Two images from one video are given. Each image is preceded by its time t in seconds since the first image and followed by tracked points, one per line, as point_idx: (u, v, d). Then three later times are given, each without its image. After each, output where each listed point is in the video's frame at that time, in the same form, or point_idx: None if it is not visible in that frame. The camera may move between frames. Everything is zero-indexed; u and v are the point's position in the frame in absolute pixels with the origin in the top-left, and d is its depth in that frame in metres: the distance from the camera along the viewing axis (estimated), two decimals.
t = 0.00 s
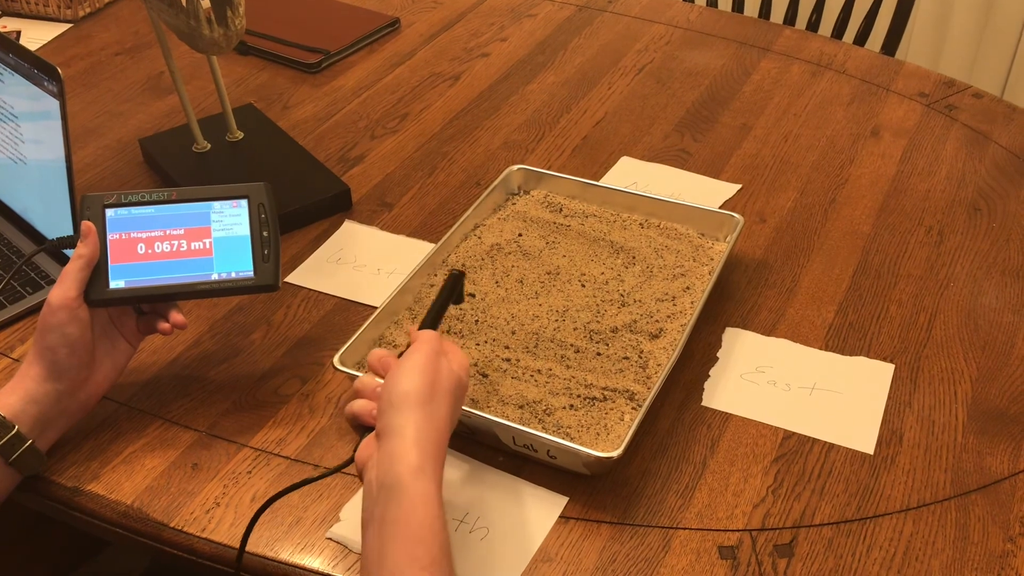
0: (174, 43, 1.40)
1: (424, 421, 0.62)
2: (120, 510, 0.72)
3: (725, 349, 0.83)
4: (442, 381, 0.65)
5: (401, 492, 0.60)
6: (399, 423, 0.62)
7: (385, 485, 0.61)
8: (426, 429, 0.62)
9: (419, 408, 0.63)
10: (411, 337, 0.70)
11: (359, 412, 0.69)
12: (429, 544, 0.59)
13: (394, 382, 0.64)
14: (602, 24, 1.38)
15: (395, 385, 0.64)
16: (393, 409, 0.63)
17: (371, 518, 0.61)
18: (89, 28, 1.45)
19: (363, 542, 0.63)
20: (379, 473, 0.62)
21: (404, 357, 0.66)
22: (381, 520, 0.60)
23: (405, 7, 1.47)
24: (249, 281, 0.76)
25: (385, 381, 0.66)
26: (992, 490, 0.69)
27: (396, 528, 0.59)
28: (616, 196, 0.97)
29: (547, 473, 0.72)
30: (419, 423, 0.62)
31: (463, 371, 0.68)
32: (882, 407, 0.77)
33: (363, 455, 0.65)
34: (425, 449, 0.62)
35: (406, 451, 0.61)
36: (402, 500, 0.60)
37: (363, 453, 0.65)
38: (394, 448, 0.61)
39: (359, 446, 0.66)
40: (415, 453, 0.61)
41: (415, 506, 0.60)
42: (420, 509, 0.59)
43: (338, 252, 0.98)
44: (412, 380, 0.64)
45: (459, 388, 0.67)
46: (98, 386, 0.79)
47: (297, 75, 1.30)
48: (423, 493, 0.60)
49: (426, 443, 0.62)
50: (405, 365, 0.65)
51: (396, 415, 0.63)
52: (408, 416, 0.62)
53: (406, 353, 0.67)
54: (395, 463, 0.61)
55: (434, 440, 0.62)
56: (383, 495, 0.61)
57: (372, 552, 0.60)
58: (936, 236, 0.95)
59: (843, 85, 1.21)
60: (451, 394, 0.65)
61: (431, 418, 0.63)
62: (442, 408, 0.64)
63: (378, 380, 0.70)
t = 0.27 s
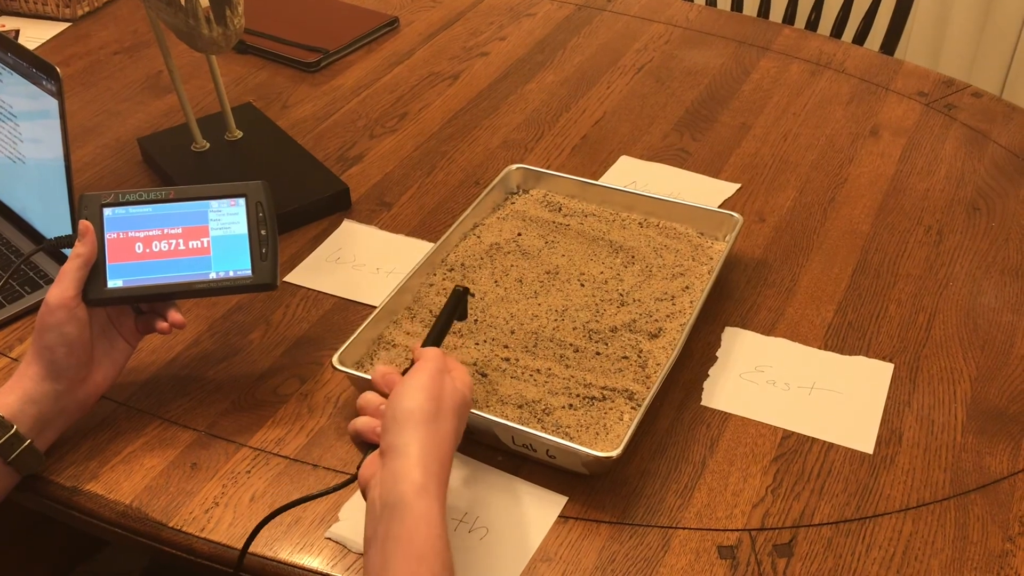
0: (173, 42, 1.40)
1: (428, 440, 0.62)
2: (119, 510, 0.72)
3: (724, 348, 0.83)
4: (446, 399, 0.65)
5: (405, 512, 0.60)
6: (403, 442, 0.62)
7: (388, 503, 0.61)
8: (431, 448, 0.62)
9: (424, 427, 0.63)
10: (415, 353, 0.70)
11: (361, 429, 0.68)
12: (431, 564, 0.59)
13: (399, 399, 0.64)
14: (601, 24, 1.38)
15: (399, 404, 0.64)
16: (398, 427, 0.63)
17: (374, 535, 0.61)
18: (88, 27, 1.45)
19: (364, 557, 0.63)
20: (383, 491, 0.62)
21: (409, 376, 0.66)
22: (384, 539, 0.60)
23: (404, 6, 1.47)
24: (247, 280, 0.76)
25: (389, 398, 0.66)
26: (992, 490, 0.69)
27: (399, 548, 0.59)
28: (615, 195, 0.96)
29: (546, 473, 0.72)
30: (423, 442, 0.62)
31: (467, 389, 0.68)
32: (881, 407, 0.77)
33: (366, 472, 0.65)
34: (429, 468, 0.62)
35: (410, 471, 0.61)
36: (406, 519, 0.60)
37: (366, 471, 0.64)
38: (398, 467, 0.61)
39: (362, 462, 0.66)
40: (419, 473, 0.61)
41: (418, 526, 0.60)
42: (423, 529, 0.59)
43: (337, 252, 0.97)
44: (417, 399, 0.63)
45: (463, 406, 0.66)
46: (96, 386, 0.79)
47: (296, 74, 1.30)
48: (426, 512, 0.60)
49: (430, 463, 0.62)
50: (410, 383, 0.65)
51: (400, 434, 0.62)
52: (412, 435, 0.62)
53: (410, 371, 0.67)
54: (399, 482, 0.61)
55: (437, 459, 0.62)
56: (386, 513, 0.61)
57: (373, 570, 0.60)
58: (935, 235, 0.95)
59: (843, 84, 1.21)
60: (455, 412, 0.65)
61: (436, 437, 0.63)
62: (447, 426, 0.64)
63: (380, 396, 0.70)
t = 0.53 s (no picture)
0: (171, 41, 1.40)
1: (448, 434, 0.62)
2: (117, 509, 0.72)
3: (723, 347, 0.83)
4: (467, 394, 0.65)
5: (424, 504, 0.60)
6: (423, 435, 0.62)
7: (407, 496, 0.61)
8: (451, 442, 0.62)
9: (444, 421, 0.63)
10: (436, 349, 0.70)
11: (382, 422, 0.68)
12: (449, 557, 0.58)
13: (420, 393, 0.64)
14: (600, 22, 1.38)
15: (420, 397, 0.64)
16: (418, 420, 0.63)
17: (390, 528, 0.61)
18: (86, 25, 1.45)
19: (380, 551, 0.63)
20: (401, 484, 0.62)
21: (430, 370, 0.66)
22: (401, 531, 0.60)
23: (402, 5, 1.46)
24: (246, 281, 0.76)
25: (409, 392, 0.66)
26: (991, 489, 0.69)
27: (417, 539, 0.59)
28: (615, 194, 0.96)
29: (545, 472, 0.72)
30: (444, 436, 0.62)
31: (487, 385, 0.68)
32: (880, 406, 0.77)
33: (384, 465, 0.65)
34: (448, 462, 0.62)
35: (430, 464, 0.61)
36: (424, 511, 0.60)
37: (385, 464, 0.65)
38: (418, 460, 0.61)
39: (381, 456, 0.66)
40: (439, 466, 0.61)
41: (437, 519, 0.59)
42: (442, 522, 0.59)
43: (335, 251, 0.97)
44: (437, 393, 0.64)
45: (483, 402, 0.66)
46: (95, 385, 0.79)
47: (294, 73, 1.30)
48: (445, 506, 0.60)
49: (450, 456, 0.62)
50: (431, 378, 0.65)
51: (420, 427, 0.63)
52: (433, 428, 0.62)
53: (431, 365, 0.67)
54: (419, 475, 0.61)
55: (457, 453, 0.62)
56: (405, 506, 0.61)
57: (390, 562, 0.60)
58: (934, 234, 0.95)
59: (842, 83, 1.21)
60: (475, 408, 0.65)
61: (456, 431, 0.63)
62: (467, 422, 0.64)
63: (400, 391, 0.70)
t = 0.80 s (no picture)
0: (170, 40, 1.40)
1: (437, 424, 0.62)
2: (115, 508, 0.71)
3: (723, 346, 0.83)
4: (453, 383, 0.65)
5: (415, 496, 0.60)
6: (411, 426, 0.62)
7: (398, 488, 0.61)
8: (439, 431, 0.62)
9: (432, 411, 0.63)
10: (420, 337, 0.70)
11: (368, 414, 0.70)
12: (441, 547, 0.59)
13: (406, 384, 0.64)
14: (599, 21, 1.38)
15: (406, 388, 0.64)
16: (406, 411, 0.63)
17: (383, 520, 0.61)
18: (85, 24, 1.44)
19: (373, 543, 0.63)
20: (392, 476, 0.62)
21: (415, 359, 0.66)
22: (394, 524, 0.60)
23: (401, 3, 1.46)
24: (246, 282, 0.76)
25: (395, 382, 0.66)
26: (991, 488, 0.69)
27: (409, 531, 0.59)
28: (614, 193, 0.96)
29: (543, 471, 0.72)
30: (432, 425, 0.62)
31: (473, 372, 0.68)
32: (880, 405, 0.76)
33: (374, 456, 0.65)
34: (438, 452, 0.62)
35: (419, 455, 0.61)
36: (416, 502, 0.60)
37: (374, 455, 0.65)
38: (407, 451, 0.61)
39: (370, 447, 0.67)
40: (428, 456, 0.61)
41: (428, 510, 0.60)
42: (433, 513, 0.59)
43: (334, 250, 0.97)
44: (424, 382, 0.63)
45: (469, 389, 0.67)
46: (93, 385, 0.78)
47: (293, 71, 1.30)
48: (436, 496, 0.60)
49: (439, 446, 0.62)
50: (416, 368, 0.65)
51: (408, 418, 0.63)
52: (421, 419, 0.62)
53: (417, 354, 0.67)
54: (408, 466, 0.61)
55: (446, 443, 0.63)
56: (396, 498, 0.61)
57: (383, 555, 0.60)
58: (934, 232, 0.95)
59: (841, 81, 1.21)
60: (462, 396, 0.65)
61: (444, 420, 0.63)
62: (454, 410, 0.64)
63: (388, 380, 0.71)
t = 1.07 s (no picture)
0: (169, 39, 1.40)
1: (484, 429, 0.62)
2: (114, 509, 0.71)
3: (723, 345, 0.83)
4: (504, 388, 0.64)
5: (458, 501, 0.59)
6: (458, 430, 0.61)
7: (441, 491, 0.60)
8: (486, 437, 0.61)
9: (480, 415, 0.62)
10: (472, 339, 0.69)
11: (417, 410, 0.67)
12: (482, 557, 0.58)
13: (456, 385, 0.63)
14: (599, 19, 1.38)
15: (456, 390, 0.63)
16: (454, 414, 0.62)
17: (423, 521, 0.61)
18: (84, 23, 1.44)
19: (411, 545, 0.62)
20: (435, 478, 0.61)
21: (467, 360, 0.65)
22: (435, 527, 0.59)
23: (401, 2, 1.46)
24: (245, 279, 0.75)
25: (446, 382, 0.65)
26: (991, 488, 0.69)
27: (450, 537, 0.58)
28: (614, 192, 0.96)
29: (544, 471, 0.72)
30: (480, 430, 0.61)
31: (524, 377, 0.67)
32: (880, 404, 0.76)
33: (417, 456, 0.64)
34: (483, 458, 0.61)
35: (465, 459, 0.60)
36: (459, 508, 0.59)
37: (419, 456, 0.64)
38: (453, 454, 0.61)
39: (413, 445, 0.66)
40: (473, 461, 0.60)
41: (471, 517, 0.59)
42: (476, 521, 0.59)
43: (334, 249, 0.97)
44: (475, 385, 0.62)
45: (518, 394, 0.66)
46: (92, 384, 0.78)
47: (292, 70, 1.29)
48: (480, 503, 0.59)
49: (485, 452, 0.61)
50: (467, 369, 0.64)
51: (456, 420, 0.62)
52: (468, 422, 0.61)
53: (469, 356, 0.66)
54: (453, 470, 0.60)
55: (493, 449, 0.62)
56: (438, 501, 0.60)
57: (422, 558, 0.59)
58: (935, 231, 0.95)
59: (842, 80, 1.20)
60: (512, 402, 0.64)
61: (491, 426, 0.62)
62: (502, 416, 0.63)
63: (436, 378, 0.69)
